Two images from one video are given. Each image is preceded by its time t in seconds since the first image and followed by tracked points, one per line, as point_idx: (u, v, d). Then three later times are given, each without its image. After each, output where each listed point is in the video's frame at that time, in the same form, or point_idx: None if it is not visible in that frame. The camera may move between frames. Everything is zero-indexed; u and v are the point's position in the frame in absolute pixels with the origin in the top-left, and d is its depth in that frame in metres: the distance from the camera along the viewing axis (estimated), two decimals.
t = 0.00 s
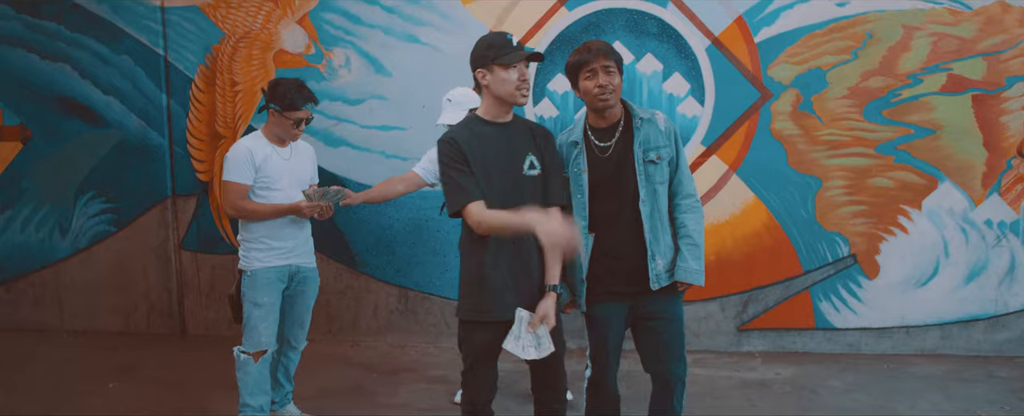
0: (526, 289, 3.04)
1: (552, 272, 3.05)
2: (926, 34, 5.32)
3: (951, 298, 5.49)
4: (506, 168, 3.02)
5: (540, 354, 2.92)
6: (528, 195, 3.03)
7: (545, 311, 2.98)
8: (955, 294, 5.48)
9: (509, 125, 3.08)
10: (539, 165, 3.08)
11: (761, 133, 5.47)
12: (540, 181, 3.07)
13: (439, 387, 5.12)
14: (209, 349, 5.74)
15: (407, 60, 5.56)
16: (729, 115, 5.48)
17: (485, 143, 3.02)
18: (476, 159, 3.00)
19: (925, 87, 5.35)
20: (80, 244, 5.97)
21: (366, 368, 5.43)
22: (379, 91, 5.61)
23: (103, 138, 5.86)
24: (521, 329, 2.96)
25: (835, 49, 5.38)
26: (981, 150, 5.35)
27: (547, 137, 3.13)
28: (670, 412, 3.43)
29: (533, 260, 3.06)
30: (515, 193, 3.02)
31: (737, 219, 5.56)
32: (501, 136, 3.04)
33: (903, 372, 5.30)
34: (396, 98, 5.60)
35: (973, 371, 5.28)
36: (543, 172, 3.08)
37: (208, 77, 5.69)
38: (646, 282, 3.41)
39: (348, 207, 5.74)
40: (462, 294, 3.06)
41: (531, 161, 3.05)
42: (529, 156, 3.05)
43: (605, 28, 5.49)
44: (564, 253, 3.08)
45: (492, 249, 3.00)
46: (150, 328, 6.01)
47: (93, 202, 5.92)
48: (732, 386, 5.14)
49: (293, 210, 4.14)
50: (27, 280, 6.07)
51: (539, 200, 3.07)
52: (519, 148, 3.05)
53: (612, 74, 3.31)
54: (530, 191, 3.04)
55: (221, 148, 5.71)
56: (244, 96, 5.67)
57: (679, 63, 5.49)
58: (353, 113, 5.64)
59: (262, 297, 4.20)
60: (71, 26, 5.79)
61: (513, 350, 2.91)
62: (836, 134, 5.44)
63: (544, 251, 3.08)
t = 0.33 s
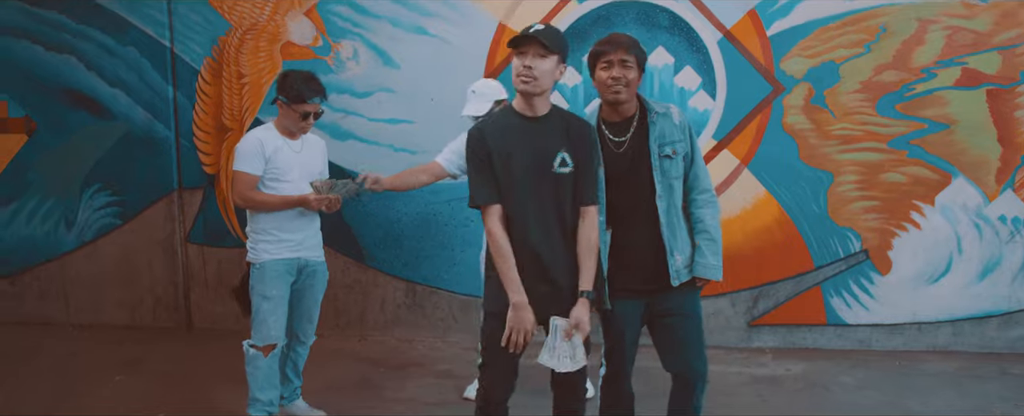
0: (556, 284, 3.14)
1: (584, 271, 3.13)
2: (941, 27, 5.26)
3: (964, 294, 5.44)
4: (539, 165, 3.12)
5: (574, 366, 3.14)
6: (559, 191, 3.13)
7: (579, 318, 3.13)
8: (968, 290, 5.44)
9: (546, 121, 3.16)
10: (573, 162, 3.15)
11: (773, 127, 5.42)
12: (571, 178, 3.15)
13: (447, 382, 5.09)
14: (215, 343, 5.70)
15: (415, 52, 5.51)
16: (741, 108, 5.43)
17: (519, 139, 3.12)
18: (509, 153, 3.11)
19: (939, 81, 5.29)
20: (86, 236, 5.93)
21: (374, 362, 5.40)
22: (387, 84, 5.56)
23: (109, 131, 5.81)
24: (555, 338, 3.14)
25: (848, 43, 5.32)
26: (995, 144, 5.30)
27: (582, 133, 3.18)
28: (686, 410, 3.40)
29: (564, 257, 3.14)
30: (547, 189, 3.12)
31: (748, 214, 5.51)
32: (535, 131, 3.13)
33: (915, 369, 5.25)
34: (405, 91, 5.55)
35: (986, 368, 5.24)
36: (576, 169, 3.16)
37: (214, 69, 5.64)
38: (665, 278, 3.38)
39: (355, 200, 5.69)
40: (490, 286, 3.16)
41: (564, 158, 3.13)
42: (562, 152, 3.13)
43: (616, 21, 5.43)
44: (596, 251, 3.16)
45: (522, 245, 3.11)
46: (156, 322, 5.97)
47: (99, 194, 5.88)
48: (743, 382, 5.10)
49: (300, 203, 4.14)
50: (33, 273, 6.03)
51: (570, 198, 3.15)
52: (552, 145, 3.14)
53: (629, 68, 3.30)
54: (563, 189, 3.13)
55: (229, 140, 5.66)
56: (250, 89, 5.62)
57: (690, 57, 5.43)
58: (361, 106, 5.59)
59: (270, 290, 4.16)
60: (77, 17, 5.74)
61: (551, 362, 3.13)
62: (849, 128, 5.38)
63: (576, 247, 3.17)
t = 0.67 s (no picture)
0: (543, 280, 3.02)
1: (572, 276, 2.98)
2: (961, 21, 5.20)
3: (982, 290, 5.39)
4: (538, 164, 3.00)
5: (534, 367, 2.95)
6: (558, 192, 3.00)
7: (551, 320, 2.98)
8: (986, 286, 5.39)
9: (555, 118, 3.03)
10: (576, 163, 3.01)
11: (790, 121, 5.36)
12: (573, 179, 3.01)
13: (461, 378, 5.04)
14: (225, 338, 5.64)
15: (428, 45, 5.44)
16: (758, 102, 5.38)
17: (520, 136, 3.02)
18: (509, 150, 3.02)
19: (959, 76, 5.23)
20: (94, 230, 5.87)
21: (387, 358, 5.35)
22: (399, 76, 5.49)
23: (118, 123, 5.75)
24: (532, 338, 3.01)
25: (867, 36, 5.26)
26: (1015, 140, 5.24)
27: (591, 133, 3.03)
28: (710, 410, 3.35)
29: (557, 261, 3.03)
30: (546, 189, 3.00)
31: (764, 209, 5.45)
32: (540, 129, 3.01)
33: (933, 366, 5.21)
34: (417, 84, 5.48)
35: (1004, 365, 5.19)
36: (580, 171, 3.02)
37: (224, 61, 5.57)
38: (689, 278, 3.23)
39: (367, 194, 5.63)
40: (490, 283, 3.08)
41: (566, 158, 3.00)
42: (563, 151, 3.00)
43: (632, 13, 5.37)
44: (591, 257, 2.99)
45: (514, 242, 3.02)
46: (165, 316, 5.91)
47: (107, 188, 5.81)
48: (759, 379, 5.05)
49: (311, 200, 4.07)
50: (41, 267, 5.97)
51: (568, 200, 3.01)
52: (554, 143, 3.01)
53: (667, 66, 3.15)
54: (562, 190, 3.00)
55: (239, 133, 5.60)
56: (261, 81, 5.55)
57: (707, 50, 5.38)
58: (373, 99, 5.53)
59: (280, 283, 4.10)
60: (85, 7, 5.67)
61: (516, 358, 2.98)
62: (867, 123, 5.32)
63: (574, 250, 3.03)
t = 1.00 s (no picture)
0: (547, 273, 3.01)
1: (575, 261, 3.03)
2: (970, 16, 5.20)
3: (989, 285, 5.40)
4: (532, 157, 2.98)
5: (558, 355, 2.96)
6: (552, 181, 3.00)
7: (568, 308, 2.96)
8: (992, 282, 5.39)
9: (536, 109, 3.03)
10: (567, 151, 3.03)
11: (799, 116, 5.35)
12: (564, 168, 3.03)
13: (469, 375, 4.99)
14: (229, 336, 5.56)
15: (436, 38, 5.38)
16: (767, 98, 5.37)
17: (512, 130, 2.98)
18: (499, 144, 2.96)
19: (967, 71, 5.23)
20: (94, 227, 5.78)
21: (394, 355, 5.30)
22: (406, 70, 5.43)
23: (118, 117, 5.66)
24: (544, 328, 3.00)
25: (876, 32, 5.26)
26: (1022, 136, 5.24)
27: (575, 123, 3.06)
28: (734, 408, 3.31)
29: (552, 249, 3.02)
30: (539, 179, 2.98)
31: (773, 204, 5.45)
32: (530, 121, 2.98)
33: (940, 362, 5.21)
34: (424, 78, 5.42)
35: (1011, 360, 5.20)
36: (570, 159, 3.04)
37: (228, 55, 5.49)
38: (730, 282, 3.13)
39: (373, 189, 5.57)
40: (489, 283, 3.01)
41: (558, 147, 3.01)
42: (556, 141, 3.00)
43: (641, 8, 5.36)
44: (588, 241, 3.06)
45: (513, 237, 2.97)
46: (167, 313, 5.82)
47: (107, 183, 5.72)
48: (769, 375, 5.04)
49: (304, 192, 3.99)
50: (39, 264, 5.87)
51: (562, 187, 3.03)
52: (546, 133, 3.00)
53: (717, 55, 3.09)
54: (555, 179, 3.01)
55: (242, 128, 5.51)
56: (265, 75, 5.47)
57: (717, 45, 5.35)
58: (380, 93, 5.46)
59: (275, 279, 4.08)
60: None
61: (535, 351, 2.97)
62: (876, 118, 5.32)
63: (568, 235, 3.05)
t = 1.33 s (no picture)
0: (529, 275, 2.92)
1: (560, 255, 2.91)
2: (953, 15, 5.26)
3: (971, 280, 5.47)
4: (509, 150, 2.90)
5: (538, 350, 2.86)
6: (531, 175, 2.91)
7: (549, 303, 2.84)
8: (974, 276, 5.47)
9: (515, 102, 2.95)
10: (545, 144, 2.94)
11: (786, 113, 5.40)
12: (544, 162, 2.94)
13: (460, 374, 4.95)
14: (213, 336, 5.46)
15: (423, 34, 5.33)
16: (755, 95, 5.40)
17: (488, 126, 2.91)
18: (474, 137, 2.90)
19: (950, 69, 5.30)
20: (72, 225, 5.65)
21: (382, 354, 5.24)
22: (393, 66, 5.37)
23: (97, 113, 5.53)
24: (526, 323, 2.91)
25: (862, 29, 5.33)
26: (1003, 133, 5.31)
27: (557, 116, 2.97)
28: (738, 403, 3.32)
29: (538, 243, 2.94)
30: (518, 174, 2.91)
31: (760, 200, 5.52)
32: (500, 117, 2.92)
33: (924, 355, 5.28)
34: (411, 73, 5.36)
35: (993, 354, 5.29)
36: (549, 153, 2.95)
37: (211, 49, 5.39)
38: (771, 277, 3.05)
39: (360, 186, 5.51)
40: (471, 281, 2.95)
41: (535, 141, 2.92)
42: (532, 134, 2.91)
43: (630, 4, 5.36)
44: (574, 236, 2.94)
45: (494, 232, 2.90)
46: (149, 313, 5.71)
47: (86, 181, 5.60)
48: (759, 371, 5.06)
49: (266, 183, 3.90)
50: (16, 263, 5.74)
51: (545, 182, 2.94)
52: (523, 127, 2.93)
53: (758, 44, 2.96)
54: (535, 173, 2.92)
55: (226, 124, 5.42)
56: (249, 70, 5.37)
57: (705, 42, 5.34)
58: (366, 89, 5.40)
59: (249, 280, 4.02)
60: None
61: (516, 346, 2.88)
62: (862, 115, 5.38)
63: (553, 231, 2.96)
